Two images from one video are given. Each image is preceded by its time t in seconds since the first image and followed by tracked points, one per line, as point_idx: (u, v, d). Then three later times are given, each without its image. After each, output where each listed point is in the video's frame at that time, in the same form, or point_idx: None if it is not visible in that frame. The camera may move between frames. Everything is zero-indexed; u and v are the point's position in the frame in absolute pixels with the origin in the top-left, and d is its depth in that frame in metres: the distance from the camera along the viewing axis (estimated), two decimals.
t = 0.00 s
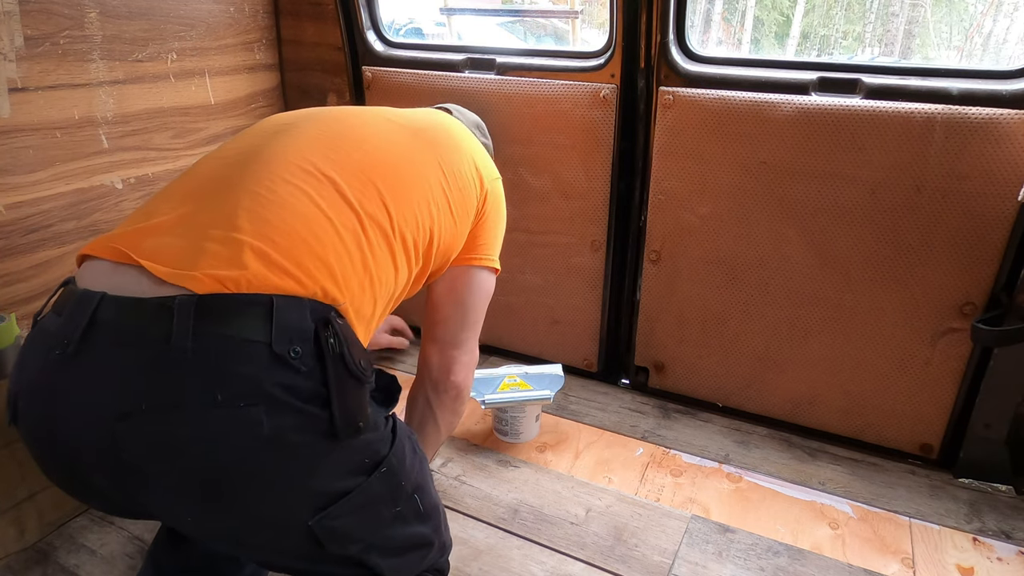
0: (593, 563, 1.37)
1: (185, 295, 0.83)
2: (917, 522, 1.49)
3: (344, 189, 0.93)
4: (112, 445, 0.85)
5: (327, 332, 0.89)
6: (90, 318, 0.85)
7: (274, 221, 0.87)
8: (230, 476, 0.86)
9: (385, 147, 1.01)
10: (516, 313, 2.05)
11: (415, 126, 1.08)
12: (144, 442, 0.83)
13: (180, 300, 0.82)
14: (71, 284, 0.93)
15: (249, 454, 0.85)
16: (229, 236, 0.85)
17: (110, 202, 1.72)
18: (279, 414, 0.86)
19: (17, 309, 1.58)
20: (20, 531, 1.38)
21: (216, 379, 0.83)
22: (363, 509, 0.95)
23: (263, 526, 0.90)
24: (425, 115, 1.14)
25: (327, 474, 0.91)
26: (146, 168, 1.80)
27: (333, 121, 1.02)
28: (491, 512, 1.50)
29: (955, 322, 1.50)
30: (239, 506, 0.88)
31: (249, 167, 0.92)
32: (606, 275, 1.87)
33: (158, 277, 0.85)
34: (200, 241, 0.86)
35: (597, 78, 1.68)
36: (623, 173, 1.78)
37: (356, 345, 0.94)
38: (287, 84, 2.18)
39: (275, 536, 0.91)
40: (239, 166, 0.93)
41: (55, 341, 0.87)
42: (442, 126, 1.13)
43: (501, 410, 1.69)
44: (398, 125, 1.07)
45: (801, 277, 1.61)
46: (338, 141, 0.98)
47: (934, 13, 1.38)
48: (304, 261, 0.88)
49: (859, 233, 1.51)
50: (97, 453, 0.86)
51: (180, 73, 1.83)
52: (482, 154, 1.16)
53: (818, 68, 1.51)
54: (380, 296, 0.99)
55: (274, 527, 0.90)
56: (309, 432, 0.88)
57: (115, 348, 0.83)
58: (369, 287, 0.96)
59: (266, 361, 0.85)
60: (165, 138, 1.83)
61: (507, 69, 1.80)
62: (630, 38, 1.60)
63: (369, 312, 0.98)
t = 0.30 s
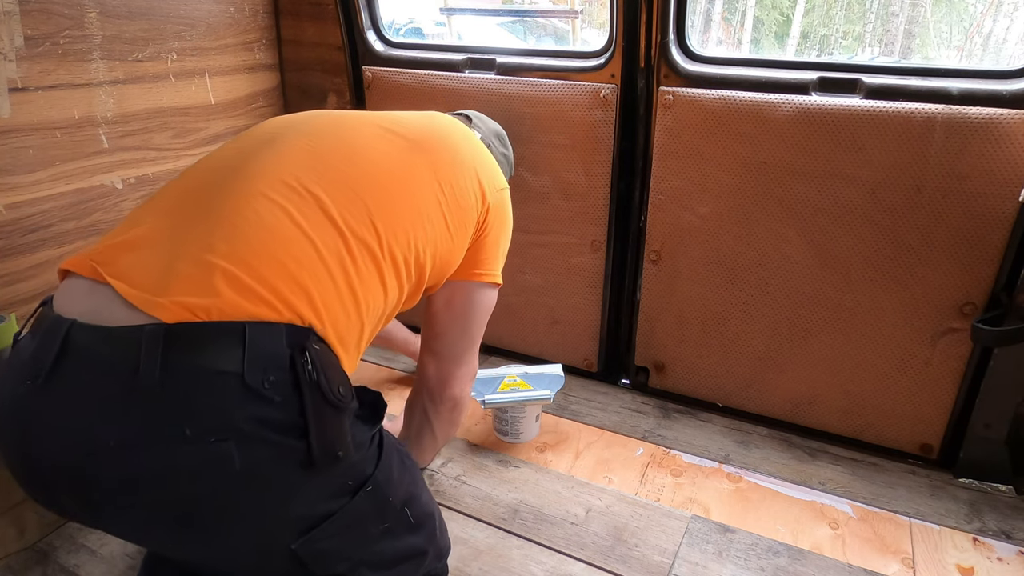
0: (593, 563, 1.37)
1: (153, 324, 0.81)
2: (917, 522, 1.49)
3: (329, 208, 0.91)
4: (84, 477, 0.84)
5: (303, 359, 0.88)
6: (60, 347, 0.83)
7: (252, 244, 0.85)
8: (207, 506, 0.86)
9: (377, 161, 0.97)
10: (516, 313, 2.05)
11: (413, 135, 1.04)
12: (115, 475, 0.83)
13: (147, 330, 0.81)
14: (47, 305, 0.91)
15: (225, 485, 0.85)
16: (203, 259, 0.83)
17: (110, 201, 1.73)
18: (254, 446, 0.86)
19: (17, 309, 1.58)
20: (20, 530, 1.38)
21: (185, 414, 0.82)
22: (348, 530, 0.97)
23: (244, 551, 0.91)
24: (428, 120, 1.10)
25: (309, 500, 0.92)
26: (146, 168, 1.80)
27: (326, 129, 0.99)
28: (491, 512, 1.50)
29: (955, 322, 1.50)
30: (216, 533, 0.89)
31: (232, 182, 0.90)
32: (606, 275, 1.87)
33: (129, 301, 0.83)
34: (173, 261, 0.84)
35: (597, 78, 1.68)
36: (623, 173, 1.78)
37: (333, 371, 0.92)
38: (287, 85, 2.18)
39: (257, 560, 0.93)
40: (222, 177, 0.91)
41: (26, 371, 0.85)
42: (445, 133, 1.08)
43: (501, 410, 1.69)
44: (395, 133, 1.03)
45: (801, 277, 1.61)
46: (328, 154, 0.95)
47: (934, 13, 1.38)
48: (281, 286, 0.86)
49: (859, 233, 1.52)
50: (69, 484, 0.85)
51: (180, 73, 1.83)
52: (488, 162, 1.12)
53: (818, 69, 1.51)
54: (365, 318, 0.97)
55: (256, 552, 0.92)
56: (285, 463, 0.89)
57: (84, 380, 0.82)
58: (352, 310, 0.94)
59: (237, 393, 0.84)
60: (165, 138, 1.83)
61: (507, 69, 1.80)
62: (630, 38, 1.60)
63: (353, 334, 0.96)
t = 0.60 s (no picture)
0: (593, 563, 1.37)
1: (130, 358, 0.79)
2: (917, 522, 1.49)
3: (321, 234, 0.88)
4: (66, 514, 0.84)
5: (287, 393, 0.86)
6: (34, 382, 0.81)
7: (236, 274, 0.82)
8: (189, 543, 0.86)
9: (375, 183, 0.93)
10: (516, 313, 2.05)
11: (416, 152, 1.00)
12: (96, 514, 0.83)
13: (124, 364, 0.79)
14: (27, 329, 0.89)
15: (210, 522, 0.85)
16: (184, 289, 0.81)
17: (110, 201, 1.73)
18: (237, 485, 0.85)
19: (17, 308, 1.59)
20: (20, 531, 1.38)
21: (162, 457, 0.80)
22: (340, 553, 0.98)
23: None
24: (435, 135, 1.05)
25: (295, 532, 0.92)
26: (146, 168, 1.80)
27: (323, 144, 0.95)
28: (491, 512, 1.50)
29: (955, 322, 1.50)
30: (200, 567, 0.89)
31: (220, 203, 0.86)
32: (606, 275, 1.87)
33: (108, 331, 0.81)
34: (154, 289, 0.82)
35: (598, 78, 1.68)
36: (623, 173, 1.78)
37: (319, 405, 0.90)
38: (287, 85, 2.18)
39: None
40: (213, 196, 0.87)
41: None
42: (452, 151, 1.03)
43: (501, 410, 1.69)
44: (397, 150, 0.98)
45: (801, 276, 1.61)
46: (324, 174, 0.91)
47: (934, 13, 1.38)
48: (265, 318, 0.83)
49: (860, 231, 1.52)
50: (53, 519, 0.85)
51: (180, 73, 1.84)
52: (498, 180, 1.08)
53: (818, 69, 1.51)
54: (357, 346, 0.94)
55: None
56: (268, 499, 0.88)
57: (60, 417, 0.80)
58: (341, 341, 0.91)
59: (217, 432, 0.82)
60: (165, 138, 1.83)
61: (506, 69, 1.80)
62: (630, 38, 1.60)
63: (343, 363, 0.94)
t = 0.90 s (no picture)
0: (593, 563, 1.37)
1: (124, 375, 0.79)
2: (917, 522, 1.49)
3: (322, 248, 0.87)
4: (63, 531, 0.84)
5: (285, 409, 0.85)
6: (29, 398, 0.81)
7: (235, 289, 0.82)
8: (187, 560, 0.86)
9: (376, 195, 0.93)
10: (516, 313, 2.05)
11: (419, 162, 1.00)
12: (93, 532, 0.83)
13: (119, 381, 0.79)
14: (24, 340, 0.89)
15: (208, 540, 0.85)
16: (183, 303, 0.80)
17: (110, 201, 1.73)
18: (235, 502, 0.84)
19: (17, 308, 1.59)
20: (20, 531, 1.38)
21: (159, 476, 0.80)
22: (340, 567, 0.98)
23: None
24: (439, 144, 1.04)
25: (293, 548, 0.92)
26: (146, 168, 1.80)
27: (325, 154, 0.94)
28: (491, 512, 1.50)
29: (955, 322, 1.50)
30: None
31: (220, 214, 0.86)
32: (607, 274, 1.87)
33: (105, 345, 0.81)
34: (151, 302, 0.81)
35: (598, 78, 1.68)
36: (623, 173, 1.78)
37: (318, 420, 0.89)
38: (287, 85, 2.17)
39: None
40: (214, 207, 0.87)
41: None
42: (455, 162, 1.03)
43: (501, 410, 1.69)
44: (400, 160, 0.98)
45: (801, 276, 1.61)
46: (326, 185, 0.90)
47: (934, 13, 1.38)
48: (264, 334, 0.83)
49: (860, 231, 1.52)
50: (51, 535, 0.85)
51: (180, 73, 1.83)
52: (502, 188, 1.08)
53: (818, 69, 1.51)
54: (356, 358, 0.95)
55: None
56: (265, 516, 0.87)
57: (55, 435, 0.80)
58: (340, 354, 0.91)
59: (214, 450, 0.82)
60: (165, 138, 1.83)
61: (506, 69, 1.80)
62: (630, 38, 1.60)
63: (343, 375, 0.94)
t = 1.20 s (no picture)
0: (593, 563, 1.37)
1: (129, 366, 0.79)
2: (917, 522, 1.49)
3: (325, 243, 0.87)
4: (65, 521, 0.83)
5: (287, 402, 0.85)
6: (32, 388, 0.80)
7: (238, 282, 0.82)
8: (189, 551, 0.86)
9: (379, 191, 0.93)
10: (516, 313, 2.05)
11: (421, 159, 1.00)
12: (95, 522, 0.82)
13: (123, 372, 0.78)
14: (28, 332, 0.88)
15: (209, 532, 0.85)
16: (186, 296, 0.80)
17: (110, 201, 1.73)
18: (237, 495, 0.84)
19: (17, 308, 1.59)
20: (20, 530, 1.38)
21: (161, 467, 0.79)
22: (340, 561, 0.98)
23: None
24: (442, 141, 1.05)
25: (294, 540, 0.92)
26: (146, 168, 1.80)
27: (329, 151, 0.95)
28: (491, 512, 1.50)
29: (955, 322, 1.50)
30: None
31: (223, 209, 0.86)
32: (607, 275, 1.87)
33: (109, 339, 0.80)
34: (154, 296, 0.81)
35: (598, 78, 1.68)
36: (623, 173, 1.78)
37: (320, 413, 0.89)
38: (287, 85, 2.17)
39: None
40: (218, 202, 0.87)
41: None
42: (457, 160, 1.03)
43: (501, 410, 1.69)
44: (403, 157, 0.98)
45: (801, 276, 1.61)
46: (329, 181, 0.91)
47: (934, 13, 1.38)
48: (266, 327, 0.83)
49: (860, 231, 1.52)
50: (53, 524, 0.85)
51: (180, 73, 1.83)
52: (505, 186, 1.08)
53: (818, 69, 1.51)
54: (358, 354, 0.94)
55: None
56: (267, 507, 0.87)
57: (58, 426, 0.79)
58: (342, 349, 0.91)
59: (217, 442, 0.81)
60: (165, 138, 1.83)
61: (507, 69, 1.80)
62: (630, 38, 1.60)
63: (344, 370, 0.94)
